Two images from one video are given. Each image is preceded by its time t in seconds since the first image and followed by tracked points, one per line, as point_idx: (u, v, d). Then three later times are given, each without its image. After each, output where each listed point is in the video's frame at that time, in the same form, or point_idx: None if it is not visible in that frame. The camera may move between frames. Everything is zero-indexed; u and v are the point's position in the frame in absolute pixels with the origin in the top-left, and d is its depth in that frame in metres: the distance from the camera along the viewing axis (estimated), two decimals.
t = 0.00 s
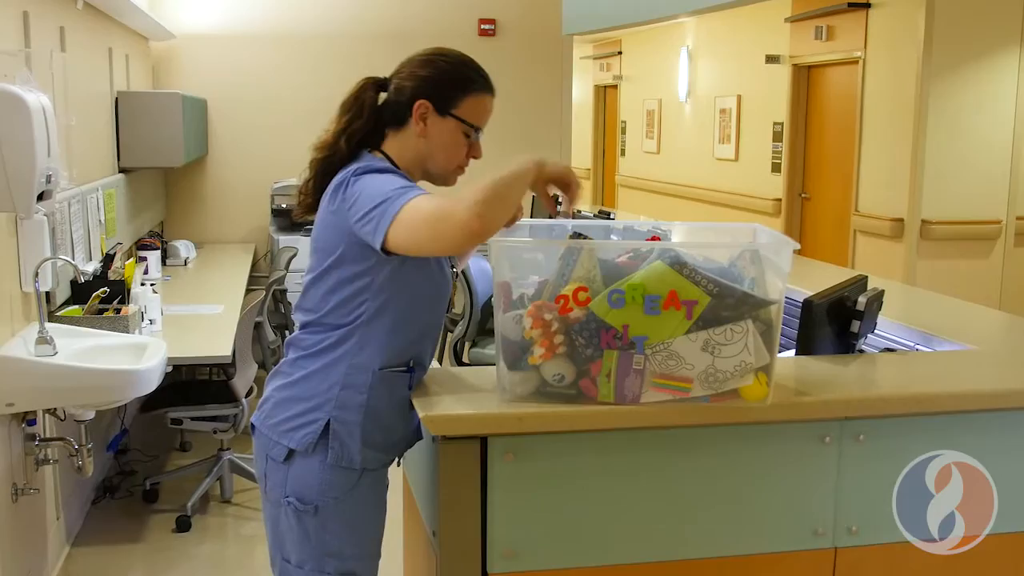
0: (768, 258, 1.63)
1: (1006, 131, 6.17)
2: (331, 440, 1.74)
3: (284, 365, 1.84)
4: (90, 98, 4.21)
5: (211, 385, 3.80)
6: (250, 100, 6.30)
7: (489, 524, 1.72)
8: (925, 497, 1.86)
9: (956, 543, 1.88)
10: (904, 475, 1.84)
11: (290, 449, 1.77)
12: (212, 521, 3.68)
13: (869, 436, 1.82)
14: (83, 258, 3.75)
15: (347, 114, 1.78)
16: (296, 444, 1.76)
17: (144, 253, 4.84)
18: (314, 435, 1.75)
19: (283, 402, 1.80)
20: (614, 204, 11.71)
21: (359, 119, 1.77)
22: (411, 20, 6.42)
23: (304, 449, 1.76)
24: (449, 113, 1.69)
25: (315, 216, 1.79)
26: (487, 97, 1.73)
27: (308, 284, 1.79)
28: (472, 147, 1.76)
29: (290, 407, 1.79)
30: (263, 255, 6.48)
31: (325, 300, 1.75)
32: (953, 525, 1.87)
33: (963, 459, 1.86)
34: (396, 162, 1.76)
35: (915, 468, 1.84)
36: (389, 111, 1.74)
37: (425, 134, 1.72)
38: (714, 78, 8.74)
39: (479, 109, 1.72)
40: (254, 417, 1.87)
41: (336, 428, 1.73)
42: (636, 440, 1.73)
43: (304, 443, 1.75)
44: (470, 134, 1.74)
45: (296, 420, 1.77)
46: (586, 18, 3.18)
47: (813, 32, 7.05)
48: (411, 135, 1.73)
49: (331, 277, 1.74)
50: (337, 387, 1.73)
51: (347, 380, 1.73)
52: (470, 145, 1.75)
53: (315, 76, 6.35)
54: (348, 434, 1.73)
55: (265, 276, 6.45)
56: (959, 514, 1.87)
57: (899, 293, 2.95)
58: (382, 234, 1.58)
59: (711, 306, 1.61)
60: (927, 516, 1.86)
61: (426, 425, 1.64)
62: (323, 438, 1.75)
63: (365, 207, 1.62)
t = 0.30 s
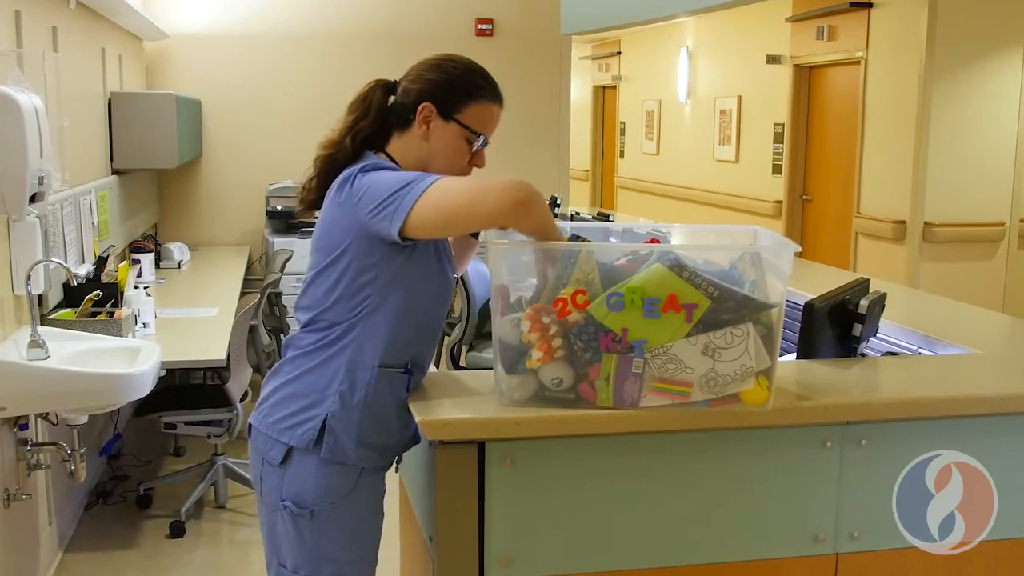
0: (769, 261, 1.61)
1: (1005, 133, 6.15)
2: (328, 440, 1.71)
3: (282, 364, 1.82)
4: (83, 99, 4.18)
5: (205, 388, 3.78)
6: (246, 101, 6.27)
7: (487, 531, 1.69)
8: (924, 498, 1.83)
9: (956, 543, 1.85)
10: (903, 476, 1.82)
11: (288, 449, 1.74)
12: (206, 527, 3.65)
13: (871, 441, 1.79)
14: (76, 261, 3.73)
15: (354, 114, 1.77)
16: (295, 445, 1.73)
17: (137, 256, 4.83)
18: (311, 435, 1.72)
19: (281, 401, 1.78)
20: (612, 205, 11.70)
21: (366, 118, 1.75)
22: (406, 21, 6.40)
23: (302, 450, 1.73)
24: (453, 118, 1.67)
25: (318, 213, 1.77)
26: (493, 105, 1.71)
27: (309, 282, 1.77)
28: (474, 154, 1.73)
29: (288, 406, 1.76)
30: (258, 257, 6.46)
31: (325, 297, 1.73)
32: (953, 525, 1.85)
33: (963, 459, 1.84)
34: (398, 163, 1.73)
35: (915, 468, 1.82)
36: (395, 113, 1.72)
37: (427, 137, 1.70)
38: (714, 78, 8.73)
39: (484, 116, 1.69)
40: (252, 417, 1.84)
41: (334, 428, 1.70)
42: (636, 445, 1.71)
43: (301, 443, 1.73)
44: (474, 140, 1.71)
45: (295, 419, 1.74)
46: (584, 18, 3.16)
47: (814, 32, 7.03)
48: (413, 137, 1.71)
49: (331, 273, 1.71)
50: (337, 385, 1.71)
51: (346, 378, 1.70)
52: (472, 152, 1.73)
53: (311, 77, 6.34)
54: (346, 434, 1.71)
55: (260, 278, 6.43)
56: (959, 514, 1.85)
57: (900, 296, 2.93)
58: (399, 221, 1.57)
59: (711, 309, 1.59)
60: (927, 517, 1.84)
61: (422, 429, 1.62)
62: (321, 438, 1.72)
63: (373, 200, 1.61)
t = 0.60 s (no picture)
0: (770, 264, 1.59)
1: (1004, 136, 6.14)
2: (326, 444, 1.68)
3: (279, 367, 1.80)
4: (76, 100, 4.16)
5: (200, 392, 3.77)
6: (243, 102, 6.25)
7: (485, 537, 1.67)
8: (924, 498, 1.81)
9: (957, 543, 1.83)
10: (903, 476, 1.80)
11: (285, 454, 1.72)
12: (200, 533, 3.63)
13: (873, 445, 1.77)
14: (69, 264, 3.70)
15: (350, 115, 1.75)
16: (292, 448, 1.71)
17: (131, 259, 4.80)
18: (308, 439, 1.69)
19: (278, 404, 1.76)
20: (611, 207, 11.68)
21: (362, 119, 1.74)
22: (404, 22, 6.38)
23: (300, 454, 1.71)
24: (446, 116, 1.65)
25: (314, 215, 1.75)
26: (488, 104, 1.68)
27: (305, 284, 1.75)
28: (469, 153, 1.71)
29: (285, 410, 1.74)
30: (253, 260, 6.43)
31: (323, 299, 1.71)
32: (954, 526, 1.83)
33: (963, 459, 1.81)
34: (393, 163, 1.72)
35: (915, 469, 1.80)
36: (389, 113, 1.70)
37: (421, 136, 1.68)
38: (714, 79, 8.72)
39: (478, 115, 1.67)
40: (249, 421, 1.82)
41: (331, 431, 1.68)
42: (636, 450, 1.69)
43: (299, 447, 1.70)
44: (469, 139, 1.69)
45: (292, 423, 1.72)
46: (583, 18, 3.14)
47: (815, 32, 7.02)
48: (407, 136, 1.69)
49: (329, 274, 1.69)
50: (335, 387, 1.68)
51: (344, 380, 1.68)
52: (467, 151, 1.70)
53: (308, 78, 6.31)
54: (344, 438, 1.68)
55: (255, 282, 6.40)
56: (958, 514, 1.83)
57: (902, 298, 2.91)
58: (396, 222, 1.55)
59: (711, 312, 1.57)
60: (927, 517, 1.81)
61: (420, 434, 1.60)
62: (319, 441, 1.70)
63: (369, 201, 1.59)
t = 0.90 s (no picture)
0: (771, 267, 1.57)
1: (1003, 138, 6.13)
2: (323, 450, 1.66)
3: (275, 373, 1.78)
4: (69, 102, 4.14)
5: (195, 395, 3.75)
6: (240, 102, 6.23)
7: (483, 542, 1.65)
8: (924, 498, 1.79)
9: (957, 543, 1.81)
10: (903, 476, 1.77)
11: (282, 460, 1.70)
12: (195, 538, 3.60)
13: (876, 449, 1.75)
14: (62, 266, 3.69)
15: (331, 123, 1.74)
16: (289, 455, 1.69)
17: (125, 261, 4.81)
18: (306, 445, 1.67)
19: (274, 410, 1.74)
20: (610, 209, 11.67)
21: (343, 126, 1.72)
22: (401, 22, 6.36)
23: (296, 460, 1.69)
24: (429, 107, 1.63)
25: (307, 220, 1.73)
26: (469, 89, 1.67)
27: (299, 290, 1.73)
28: (460, 142, 1.69)
29: (280, 416, 1.72)
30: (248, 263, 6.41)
31: (317, 305, 1.69)
32: (954, 526, 1.80)
33: (963, 459, 1.79)
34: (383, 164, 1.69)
35: (915, 469, 1.77)
36: (371, 115, 1.69)
37: (408, 132, 1.66)
38: (714, 81, 8.71)
39: (460, 100, 1.65)
40: (245, 426, 1.80)
41: (329, 437, 1.66)
42: (636, 455, 1.67)
43: (296, 453, 1.68)
44: (457, 127, 1.67)
45: (288, 430, 1.70)
46: (581, 18, 3.12)
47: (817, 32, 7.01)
48: (394, 135, 1.67)
49: (323, 280, 1.67)
50: (331, 394, 1.66)
51: (340, 386, 1.66)
52: (457, 139, 1.68)
53: (305, 78, 6.29)
54: (341, 445, 1.66)
55: (251, 284, 6.37)
56: (959, 514, 1.80)
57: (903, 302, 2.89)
58: (375, 243, 1.51)
59: (711, 315, 1.55)
60: (927, 518, 1.79)
61: (417, 438, 1.58)
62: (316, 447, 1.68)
63: (357, 209, 1.56)
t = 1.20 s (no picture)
0: (771, 270, 1.56)
1: (1004, 141, 6.10)
2: (317, 459, 1.65)
3: (266, 381, 1.76)
4: (62, 102, 4.11)
5: (190, 399, 3.73)
6: (236, 103, 6.16)
7: (480, 548, 1.63)
8: (924, 498, 1.76)
9: (957, 543, 1.79)
10: (903, 476, 1.75)
11: (275, 468, 1.68)
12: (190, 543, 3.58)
13: (877, 453, 1.73)
14: (55, 269, 3.66)
15: (300, 138, 1.77)
16: (282, 463, 1.67)
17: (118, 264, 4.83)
18: (299, 454, 1.66)
19: (265, 418, 1.72)
20: (609, 210, 11.65)
21: (313, 137, 1.74)
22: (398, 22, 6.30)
23: (290, 468, 1.67)
24: (394, 94, 1.62)
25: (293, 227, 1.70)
26: (430, 64, 1.65)
27: (288, 298, 1.71)
28: (437, 119, 1.66)
29: (272, 424, 1.70)
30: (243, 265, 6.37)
31: (306, 314, 1.66)
32: (953, 525, 1.78)
33: (963, 458, 1.77)
34: (364, 162, 1.68)
35: (915, 469, 1.75)
36: (338, 120, 1.70)
37: (381, 125, 1.65)
38: (714, 82, 8.69)
39: (423, 77, 1.64)
40: (237, 433, 1.78)
41: (324, 446, 1.64)
42: (636, 460, 1.65)
43: (289, 463, 1.66)
44: (428, 105, 1.65)
45: (280, 438, 1.68)
46: (580, 17, 3.10)
47: (818, 32, 7.00)
48: (369, 131, 1.67)
49: (311, 290, 1.65)
50: (323, 404, 1.64)
51: (331, 396, 1.64)
52: (434, 117, 1.66)
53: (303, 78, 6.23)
54: (335, 453, 1.64)
55: (246, 286, 6.34)
56: (959, 514, 1.78)
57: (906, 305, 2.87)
58: (360, 267, 1.48)
59: (711, 318, 1.53)
60: (927, 517, 1.77)
61: (414, 443, 1.56)
62: (310, 456, 1.66)
63: (342, 223, 1.53)
